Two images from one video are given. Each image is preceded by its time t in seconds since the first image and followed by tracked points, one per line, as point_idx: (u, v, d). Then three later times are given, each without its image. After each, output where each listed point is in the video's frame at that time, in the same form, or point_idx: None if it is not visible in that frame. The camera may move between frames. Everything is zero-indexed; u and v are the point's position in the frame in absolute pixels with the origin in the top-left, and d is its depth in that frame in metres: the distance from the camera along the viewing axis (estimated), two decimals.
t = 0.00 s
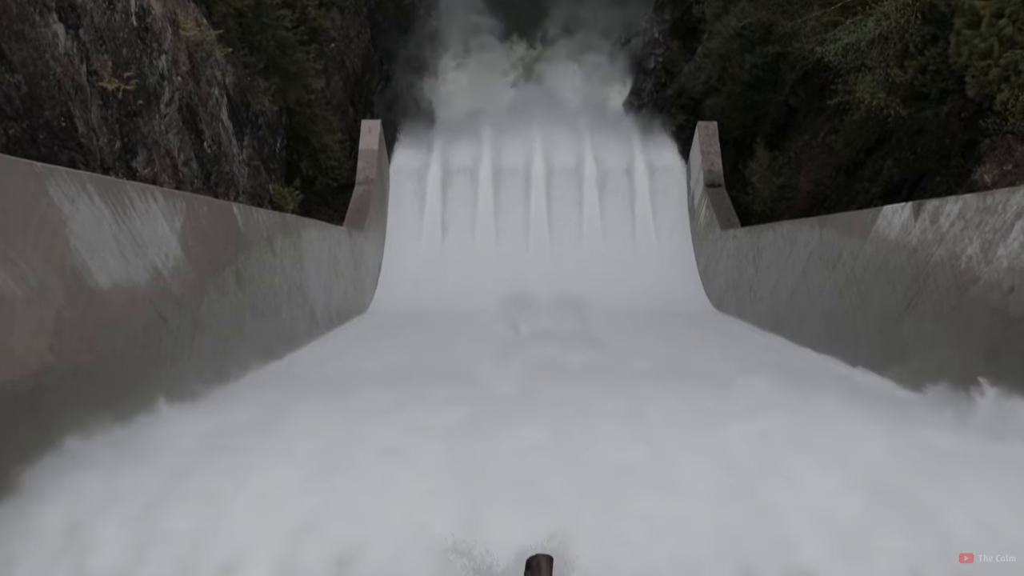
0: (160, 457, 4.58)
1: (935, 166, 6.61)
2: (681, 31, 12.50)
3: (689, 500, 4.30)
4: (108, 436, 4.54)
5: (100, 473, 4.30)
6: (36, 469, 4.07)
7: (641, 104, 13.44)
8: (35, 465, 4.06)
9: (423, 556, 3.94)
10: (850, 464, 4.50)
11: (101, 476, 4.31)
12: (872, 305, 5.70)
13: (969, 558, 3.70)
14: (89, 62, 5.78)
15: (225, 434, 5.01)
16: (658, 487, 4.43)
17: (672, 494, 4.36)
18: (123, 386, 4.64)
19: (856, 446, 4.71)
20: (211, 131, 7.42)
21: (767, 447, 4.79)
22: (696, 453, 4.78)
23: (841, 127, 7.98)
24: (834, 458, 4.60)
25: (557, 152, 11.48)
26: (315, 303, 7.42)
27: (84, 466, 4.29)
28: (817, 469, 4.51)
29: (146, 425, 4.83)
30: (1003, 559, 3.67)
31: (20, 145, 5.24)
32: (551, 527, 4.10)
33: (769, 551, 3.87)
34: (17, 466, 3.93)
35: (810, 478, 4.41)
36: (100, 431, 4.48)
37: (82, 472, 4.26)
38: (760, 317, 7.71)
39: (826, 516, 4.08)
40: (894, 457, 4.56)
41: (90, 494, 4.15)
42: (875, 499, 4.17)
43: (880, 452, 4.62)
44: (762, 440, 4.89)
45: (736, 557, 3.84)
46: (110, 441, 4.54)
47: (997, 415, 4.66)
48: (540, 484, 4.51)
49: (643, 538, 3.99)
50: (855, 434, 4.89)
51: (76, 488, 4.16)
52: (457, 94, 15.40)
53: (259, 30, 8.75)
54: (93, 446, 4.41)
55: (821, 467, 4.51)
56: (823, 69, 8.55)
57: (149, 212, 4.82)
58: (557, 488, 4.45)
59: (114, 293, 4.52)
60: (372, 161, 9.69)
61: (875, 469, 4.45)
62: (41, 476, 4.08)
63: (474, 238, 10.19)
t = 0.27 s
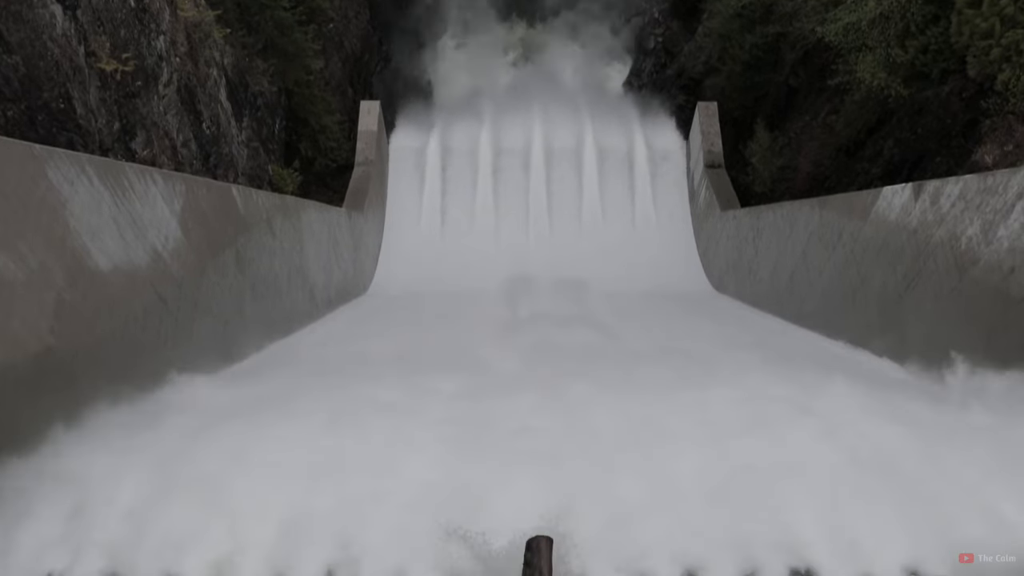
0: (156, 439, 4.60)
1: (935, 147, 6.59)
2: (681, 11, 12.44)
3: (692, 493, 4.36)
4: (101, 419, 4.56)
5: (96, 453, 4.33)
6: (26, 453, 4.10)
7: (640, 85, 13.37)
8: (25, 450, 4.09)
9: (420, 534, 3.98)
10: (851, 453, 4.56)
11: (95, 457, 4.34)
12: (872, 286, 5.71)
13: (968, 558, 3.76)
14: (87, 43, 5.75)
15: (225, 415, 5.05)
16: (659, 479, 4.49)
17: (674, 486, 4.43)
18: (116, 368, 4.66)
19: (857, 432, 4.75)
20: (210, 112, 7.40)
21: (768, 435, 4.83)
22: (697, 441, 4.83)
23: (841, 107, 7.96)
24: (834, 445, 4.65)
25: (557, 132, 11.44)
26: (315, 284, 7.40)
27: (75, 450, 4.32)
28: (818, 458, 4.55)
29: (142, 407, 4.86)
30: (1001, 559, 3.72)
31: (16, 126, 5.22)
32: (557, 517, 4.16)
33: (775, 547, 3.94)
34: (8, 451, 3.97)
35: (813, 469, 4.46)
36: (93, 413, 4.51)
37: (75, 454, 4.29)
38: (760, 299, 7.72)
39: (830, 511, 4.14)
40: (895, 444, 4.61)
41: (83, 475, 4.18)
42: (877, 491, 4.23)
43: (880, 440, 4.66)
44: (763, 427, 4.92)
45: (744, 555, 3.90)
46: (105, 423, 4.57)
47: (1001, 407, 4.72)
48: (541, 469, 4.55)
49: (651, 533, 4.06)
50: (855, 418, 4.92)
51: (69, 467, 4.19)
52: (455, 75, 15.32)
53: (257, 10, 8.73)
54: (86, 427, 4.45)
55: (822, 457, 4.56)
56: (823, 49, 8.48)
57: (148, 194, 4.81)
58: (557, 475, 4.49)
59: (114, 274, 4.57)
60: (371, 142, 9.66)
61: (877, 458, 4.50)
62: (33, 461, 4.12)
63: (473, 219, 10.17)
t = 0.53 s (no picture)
0: (154, 419, 4.65)
1: (937, 122, 6.57)
2: None
3: (693, 469, 4.40)
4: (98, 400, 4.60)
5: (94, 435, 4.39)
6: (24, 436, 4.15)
7: (641, 58, 13.30)
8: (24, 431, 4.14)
9: (421, 514, 4.08)
10: (851, 431, 4.59)
11: (98, 436, 4.40)
12: (873, 261, 5.72)
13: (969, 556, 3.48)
14: (85, 17, 5.72)
15: (226, 390, 5.08)
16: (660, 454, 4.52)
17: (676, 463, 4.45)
18: (111, 345, 4.68)
19: (857, 409, 4.78)
20: (209, 87, 7.37)
21: (768, 412, 4.85)
22: (697, 417, 4.85)
23: (843, 81, 7.91)
24: (834, 422, 4.67)
25: (557, 105, 11.38)
26: (315, 259, 7.39)
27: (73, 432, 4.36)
28: (818, 434, 4.58)
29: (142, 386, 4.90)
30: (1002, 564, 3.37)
31: (16, 101, 5.12)
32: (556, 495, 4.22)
33: (771, 527, 4.00)
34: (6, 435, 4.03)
35: (811, 447, 4.50)
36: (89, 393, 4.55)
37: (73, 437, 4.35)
38: (760, 274, 7.72)
39: (827, 488, 4.19)
40: (895, 421, 4.64)
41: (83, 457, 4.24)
42: (874, 468, 4.28)
43: (880, 416, 4.69)
44: (763, 403, 4.95)
45: (740, 533, 3.98)
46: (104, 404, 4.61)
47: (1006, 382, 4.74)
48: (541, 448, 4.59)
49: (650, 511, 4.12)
50: (856, 393, 4.94)
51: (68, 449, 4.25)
52: (455, 48, 15.23)
53: None
54: (84, 407, 4.50)
55: (822, 434, 4.59)
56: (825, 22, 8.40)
57: (148, 168, 4.80)
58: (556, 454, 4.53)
59: (114, 249, 4.60)
60: (371, 116, 9.58)
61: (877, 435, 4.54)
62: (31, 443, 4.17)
63: (473, 193, 10.14)
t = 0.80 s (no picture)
0: (156, 393, 4.69)
1: (940, 97, 6.55)
2: None
3: (696, 444, 4.41)
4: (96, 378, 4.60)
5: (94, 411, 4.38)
6: (21, 414, 4.15)
7: (642, 32, 13.23)
8: (21, 408, 4.15)
9: (422, 488, 4.10)
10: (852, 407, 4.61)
11: (102, 411, 4.43)
12: (874, 237, 5.71)
13: (969, 558, 3.20)
14: None
15: (227, 366, 5.09)
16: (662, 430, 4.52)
17: (678, 439, 4.46)
18: (108, 321, 4.68)
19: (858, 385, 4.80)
20: (209, 62, 7.33)
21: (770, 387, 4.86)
22: (698, 393, 4.85)
23: (845, 56, 7.82)
24: (836, 399, 4.69)
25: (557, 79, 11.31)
26: (316, 235, 7.36)
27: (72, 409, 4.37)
28: (820, 410, 4.60)
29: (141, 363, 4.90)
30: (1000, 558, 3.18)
31: (15, 78, 5.10)
32: (558, 471, 4.24)
33: (771, 503, 4.02)
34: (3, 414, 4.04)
35: (814, 423, 4.51)
36: (87, 368, 4.55)
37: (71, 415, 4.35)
38: (761, 249, 7.71)
39: (828, 466, 4.21)
40: (897, 397, 4.65)
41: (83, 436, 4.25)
42: (875, 443, 4.30)
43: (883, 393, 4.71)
44: (765, 379, 4.96)
45: (739, 509, 4.00)
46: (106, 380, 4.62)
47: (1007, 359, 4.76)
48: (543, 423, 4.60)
49: (651, 486, 4.15)
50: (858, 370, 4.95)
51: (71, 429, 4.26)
52: (455, 21, 15.13)
53: None
54: (84, 382, 4.50)
55: (822, 410, 4.59)
56: None
57: (148, 144, 4.78)
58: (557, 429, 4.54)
59: (114, 225, 4.60)
60: (371, 92, 9.49)
61: (879, 411, 4.55)
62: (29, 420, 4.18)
63: (474, 168, 10.11)
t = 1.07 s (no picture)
0: (159, 380, 4.71)
1: (943, 79, 6.54)
2: None
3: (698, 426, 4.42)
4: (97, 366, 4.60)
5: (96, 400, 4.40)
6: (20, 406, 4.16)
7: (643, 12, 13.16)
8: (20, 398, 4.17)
9: (424, 473, 4.12)
10: (854, 390, 4.61)
11: (104, 400, 4.46)
12: (877, 220, 5.70)
13: (968, 558, 3.03)
14: None
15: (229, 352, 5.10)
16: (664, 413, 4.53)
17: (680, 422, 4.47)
18: (109, 309, 4.67)
19: (859, 368, 4.81)
20: (210, 45, 7.25)
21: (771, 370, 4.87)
22: (699, 376, 4.85)
23: (847, 38, 7.77)
24: (837, 381, 4.69)
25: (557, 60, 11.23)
26: (318, 218, 7.31)
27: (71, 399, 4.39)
28: (821, 393, 4.60)
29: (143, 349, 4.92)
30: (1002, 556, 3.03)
31: (15, 61, 4.93)
32: (560, 455, 4.25)
33: (772, 487, 4.04)
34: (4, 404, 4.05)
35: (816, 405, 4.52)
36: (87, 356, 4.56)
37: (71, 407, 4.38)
38: (763, 232, 7.71)
39: (830, 450, 4.22)
40: (898, 380, 4.66)
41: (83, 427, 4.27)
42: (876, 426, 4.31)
43: (884, 374, 4.72)
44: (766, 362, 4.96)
45: (739, 492, 4.03)
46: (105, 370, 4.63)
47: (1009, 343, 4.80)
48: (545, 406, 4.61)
49: (653, 469, 4.16)
50: (859, 353, 4.95)
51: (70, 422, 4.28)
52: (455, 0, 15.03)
53: None
54: (84, 372, 4.51)
55: (824, 392, 4.60)
56: None
57: (149, 128, 4.76)
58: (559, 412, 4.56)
59: (116, 209, 4.60)
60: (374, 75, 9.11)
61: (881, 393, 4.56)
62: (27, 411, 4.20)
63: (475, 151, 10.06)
